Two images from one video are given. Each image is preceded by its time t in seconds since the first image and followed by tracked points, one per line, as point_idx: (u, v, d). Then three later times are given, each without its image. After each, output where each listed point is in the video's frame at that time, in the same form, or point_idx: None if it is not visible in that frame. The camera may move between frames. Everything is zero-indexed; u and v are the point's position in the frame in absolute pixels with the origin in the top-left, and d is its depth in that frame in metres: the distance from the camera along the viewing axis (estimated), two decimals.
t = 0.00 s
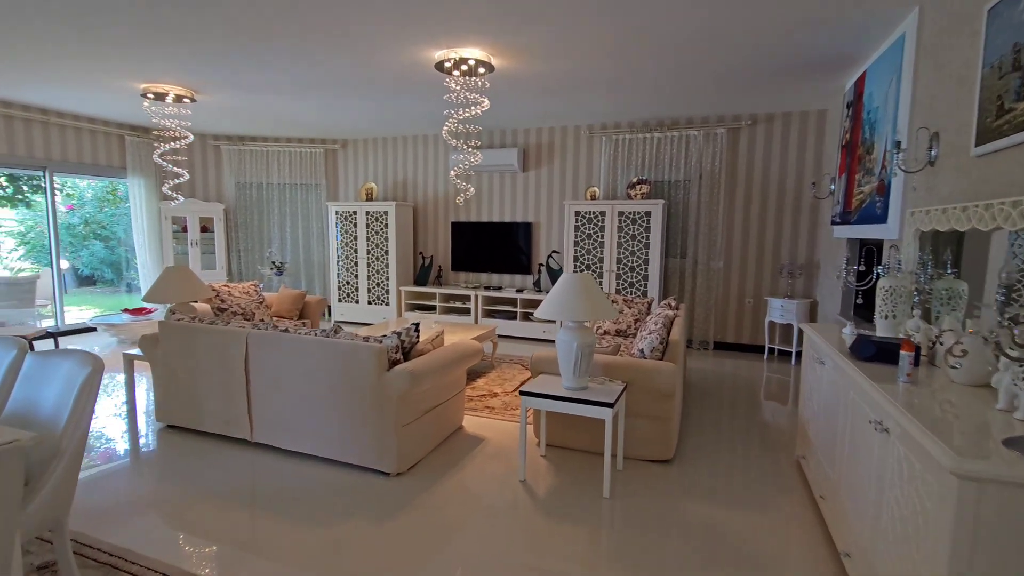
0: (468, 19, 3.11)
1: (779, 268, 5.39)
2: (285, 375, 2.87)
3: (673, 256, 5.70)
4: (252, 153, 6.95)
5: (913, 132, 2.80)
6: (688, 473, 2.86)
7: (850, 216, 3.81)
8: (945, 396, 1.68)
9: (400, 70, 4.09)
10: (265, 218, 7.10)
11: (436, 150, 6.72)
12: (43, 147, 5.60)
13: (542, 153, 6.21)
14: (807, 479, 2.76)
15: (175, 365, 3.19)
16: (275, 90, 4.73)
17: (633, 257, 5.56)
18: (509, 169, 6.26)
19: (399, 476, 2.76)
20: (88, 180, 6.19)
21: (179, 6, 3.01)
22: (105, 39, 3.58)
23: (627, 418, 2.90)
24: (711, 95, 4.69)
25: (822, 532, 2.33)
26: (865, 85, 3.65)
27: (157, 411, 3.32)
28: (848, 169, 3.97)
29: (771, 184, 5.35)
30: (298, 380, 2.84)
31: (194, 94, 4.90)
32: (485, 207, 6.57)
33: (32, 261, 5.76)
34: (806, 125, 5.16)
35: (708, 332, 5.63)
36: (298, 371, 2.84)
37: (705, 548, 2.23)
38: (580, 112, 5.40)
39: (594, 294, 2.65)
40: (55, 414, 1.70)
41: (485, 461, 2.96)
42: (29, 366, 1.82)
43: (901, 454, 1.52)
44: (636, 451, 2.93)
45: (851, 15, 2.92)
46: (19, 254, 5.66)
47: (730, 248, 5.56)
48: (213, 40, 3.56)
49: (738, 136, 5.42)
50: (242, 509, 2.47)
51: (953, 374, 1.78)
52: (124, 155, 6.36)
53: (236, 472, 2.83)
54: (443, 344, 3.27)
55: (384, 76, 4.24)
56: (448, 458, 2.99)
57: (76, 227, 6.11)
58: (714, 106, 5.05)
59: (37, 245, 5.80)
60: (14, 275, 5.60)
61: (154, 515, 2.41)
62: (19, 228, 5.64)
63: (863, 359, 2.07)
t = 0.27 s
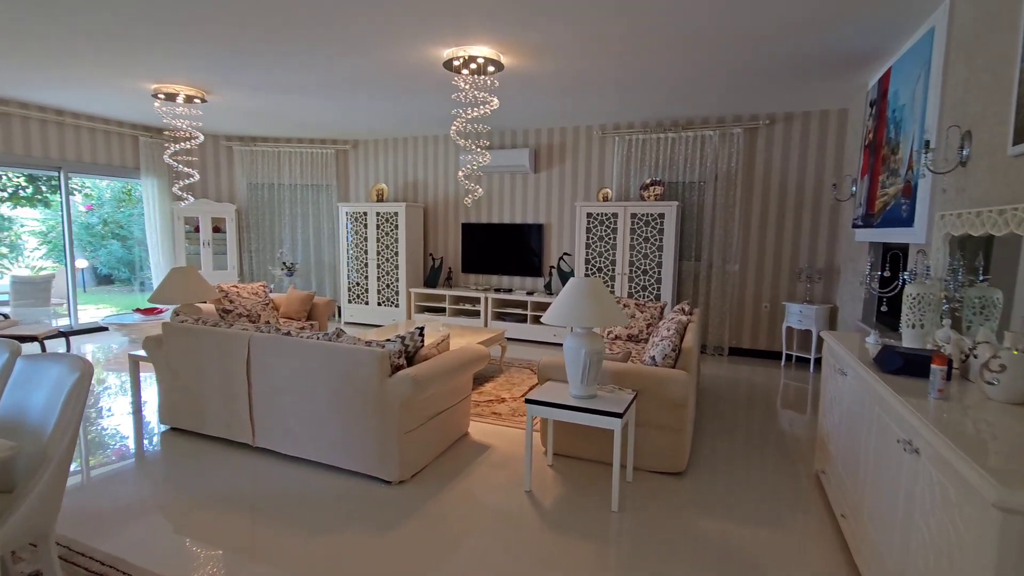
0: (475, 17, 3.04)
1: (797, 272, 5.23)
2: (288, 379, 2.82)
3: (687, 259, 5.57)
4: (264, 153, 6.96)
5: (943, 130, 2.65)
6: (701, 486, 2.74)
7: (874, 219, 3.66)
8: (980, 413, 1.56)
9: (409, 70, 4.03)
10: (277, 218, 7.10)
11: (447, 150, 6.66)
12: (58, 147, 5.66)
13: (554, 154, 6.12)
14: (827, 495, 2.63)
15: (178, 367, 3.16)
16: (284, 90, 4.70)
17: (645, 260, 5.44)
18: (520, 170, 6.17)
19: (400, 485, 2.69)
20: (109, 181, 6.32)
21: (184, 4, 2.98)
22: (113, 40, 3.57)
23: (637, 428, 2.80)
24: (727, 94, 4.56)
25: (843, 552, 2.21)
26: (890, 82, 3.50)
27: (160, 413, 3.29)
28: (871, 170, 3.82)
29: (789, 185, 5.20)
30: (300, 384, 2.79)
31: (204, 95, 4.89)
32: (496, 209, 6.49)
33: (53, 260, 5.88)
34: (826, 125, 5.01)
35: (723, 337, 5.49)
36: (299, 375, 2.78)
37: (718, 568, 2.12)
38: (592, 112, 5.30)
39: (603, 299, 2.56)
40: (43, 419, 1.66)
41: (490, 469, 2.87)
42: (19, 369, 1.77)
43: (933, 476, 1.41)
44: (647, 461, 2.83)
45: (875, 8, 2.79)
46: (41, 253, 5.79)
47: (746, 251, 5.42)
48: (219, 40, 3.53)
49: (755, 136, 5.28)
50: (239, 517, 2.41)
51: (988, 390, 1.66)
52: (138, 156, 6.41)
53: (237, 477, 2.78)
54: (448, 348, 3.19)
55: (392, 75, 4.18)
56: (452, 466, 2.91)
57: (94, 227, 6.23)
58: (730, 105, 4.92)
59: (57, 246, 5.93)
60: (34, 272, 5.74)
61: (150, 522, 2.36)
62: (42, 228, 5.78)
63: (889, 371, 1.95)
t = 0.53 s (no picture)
0: (486, 14, 2.99)
1: (817, 276, 5.09)
2: (294, 382, 2.78)
3: (703, 261, 5.46)
4: (277, 154, 6.99)
5: (974, 128, 2.53)
6: (717, 497, 2.65)
7: (898, 221, 3.53)
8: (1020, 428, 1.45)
9: (421, 69, 3.99)
10: (290, 219, 7.12)
11: (459, 151, 6.62)
12: (75, 148, 5.74)
13: (567, 154, 6.04)
14: (849, 508, 2.51)
15: (186, 368, 3.14)
16: (296, 91, 4.69)
17: (660, 262, 5.34)
18: (533, 170, 6.11)
19: (407, 491, 2.63)
20: (128, 182, 6.41)
21: (194, 4, 2.97)
22: (127, 41, 3.59)
23: (650, 436, 2.71)
24: (745, 93, 4.45)
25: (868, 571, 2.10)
26: (916, 79, 3.37)
27: (169, 414, 3.28)
28: (895, 170, 3.68)
29: (809, 186, 5.06)
30: (306, 387, 2.75)
31: (217, 95, 4.90)
32: (508, 210, 6.43)
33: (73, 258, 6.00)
34: (848, 124, 4.86)
35: (739, 342, 5.36)
36: (306, 378, 2.74)
37: None
38: (606, 112, 5.22)
39: (615, 303, 2.48)
40: (41, 421, 1.63)
41: (499, 476, 2.81)
42: (19, 371, 1.75)
43: (970, 496, 1.31)
44: (660, 470, 2.74)
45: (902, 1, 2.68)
46: (62, 252, 5.90)
47: (764, 253, 5.29)
48: (231, 40, 3.52)
49: (774, 136, 5.15)
50: (243, 521, 2.37)
51: None
52: (154, 157, 6.48)
53: (242, 480, 2.74)
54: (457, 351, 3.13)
55: (404, 74, 4.14)
56: (460, 472, 2.85)
57: (113, 227, 6.33)
58: (748, 104, 4.80)
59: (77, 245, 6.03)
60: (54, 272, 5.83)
61: (153, 525, 2.33)
62: (64, 228, 5.89)
63: (918, 381, 1.84)
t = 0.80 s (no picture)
0: (500, 10, 2.92)
1: (839, 278, 4.94)
2: (303, 384, 2.73)
3: (720, 263, 5.33)
4: (291, 154, 6.99)
5: (1012, 124, 2.41)
6: (738, 508, 2.54)
7: (927, 222, 3.40)
8: None
9: (434, 67, 3.93)
10: (303, 219, 7.12)
11: (472, 151, 6.57)
12: (91, 149, 5.79)
13: (581, 154, 5.96)
14: (878, 522, 2.40)
15: (196, 370, 3.11)
16: (308, 90, 4.67)
17: (676, 263, 5.23)
18: (546, 170, 6.03)
19: (416, 497, 2.56)
20: (145, 183, 6.48)
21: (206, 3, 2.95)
22: (140, 41, 3.59)
23: (668, 443, 2.61)
24: (765, 90, 4.33)
25: None
26: (947, 73, 3.24)
27: (179, 416, 3.25)
28: (924, 168, 3.55)
29: (831, 186, 4.92)
30: (315, 390, 2.70)
31: (230, 95, 4.90)
32: (521, 210, 6.36)
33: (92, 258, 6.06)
34: (872, 122, 4.72)
35: (758, 345, 5.22)
36: (314, 380, 2.69)
37: None
38: (621, 110, 5.13)
39: (631, 305, 2.39)
40: (42, 424, 1.59)
41: (511, 483, 2.73)
42: (22, 372, 1.72)
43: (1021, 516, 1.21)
44: (678, 479, 2.64)
45: None
46: (82, 253, 5.98)
47: (784, 255, 5.15)
48: (243, 40, 3.51)
49: (795, 135, 5.01)
50: (249, 526, 2.32)
51: None
52: (169, 157, 6.51)
53: (250, 483, 2.70)
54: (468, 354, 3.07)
55: (416, 72, 4.09)
56: (470, 478, 2.78)
57: (131, 227, 6.39)
58: (768, 102, 4.68)
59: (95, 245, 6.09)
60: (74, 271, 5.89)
61: (159, 528, 2.29)
62: (84, 228, 5.96)
63: (957, 390, 1.73)
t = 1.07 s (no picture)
0: (516, 4, 2.83)
1: (866, 281, 4.77)
2: (314, 389, 2.67)
3: (741, 264, 5.19)
4: (304, 155, 6.98)
5: None
6: (766, 523, 2.42)
7: (963, 222, 3.25)
8: None
9: (448, 64, 3.86)
10: (316, 220, 7.10)
11: (486, 151, 6.49)
12: (107, 150, 5.81)
13: (597, 153, 5.85)
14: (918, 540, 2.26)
15: (207, 373, 3.06)
16: (321, 90, 4.63)
17: (695, 265, 5.10)
18: (561, 170, 5.94)
19: (429, 507, 2.48)
20: (161, 184, 6.48)
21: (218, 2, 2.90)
22: (152, 41, 3.56)
23: (692, 454, 2.50)
24: (788, 86, 4.19)
25: None
26: (985, 66, 3.09)
27: (190, 419, 3.21)
28: (959, 166, 3.39)
29: (857, 185, 4.75)
30: (326, 395, 2.63)
31: (244, 96, 4.87)
32: (536, 211, 6.27)
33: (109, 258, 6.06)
34: (901, 118, 4.55)
35: (780, 349, 5.07)
36: (326, 385, 2.62)
37: None
38: (639, 108, 5.01)
39: (654, 309, 2.28)
40: (44, 431, 1.53)
41: (527, 493, 2.63)
42: (25, 378, 1.66)
43: None
44: (703, 491, 2.53)
45: None
46: (100, 253, 5.99)
47: (807, 256, 4.99)
48: (255, 39, 3.46)
49: (819, 132, 4.85)
50: (257, 535, 2.25)
51: None
52: (183, 159, 6.52)
53: (259, 490, 2.64)
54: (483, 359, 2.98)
55: (429, 70, 4.02)
56: (485, 487, 2.69)
57: (148, 228, 6.41)
58: (791, 98, 4.53)
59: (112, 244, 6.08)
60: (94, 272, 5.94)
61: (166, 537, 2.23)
62: (102, 229, 5.98)
63: (1013, 403, 1.60)
